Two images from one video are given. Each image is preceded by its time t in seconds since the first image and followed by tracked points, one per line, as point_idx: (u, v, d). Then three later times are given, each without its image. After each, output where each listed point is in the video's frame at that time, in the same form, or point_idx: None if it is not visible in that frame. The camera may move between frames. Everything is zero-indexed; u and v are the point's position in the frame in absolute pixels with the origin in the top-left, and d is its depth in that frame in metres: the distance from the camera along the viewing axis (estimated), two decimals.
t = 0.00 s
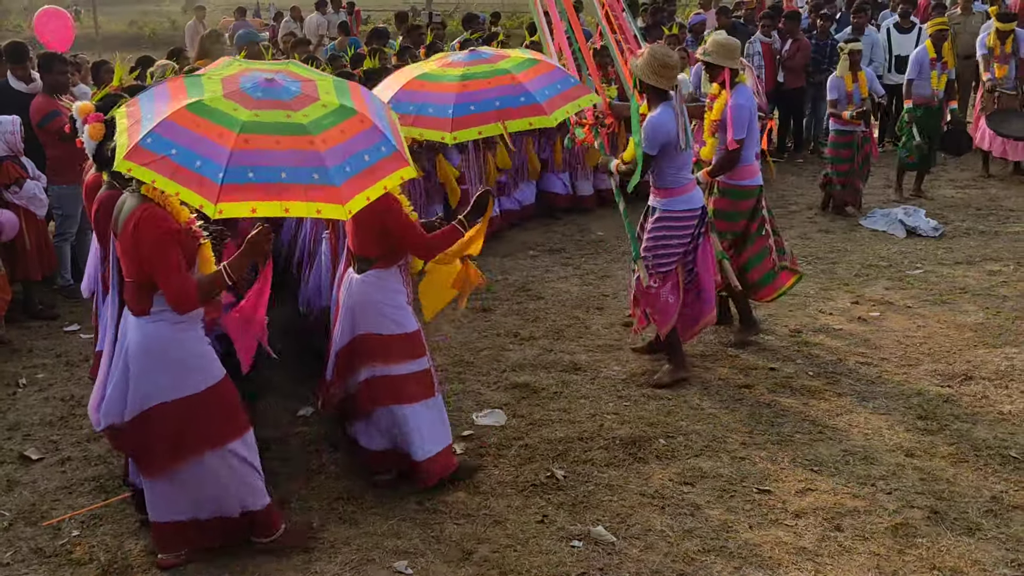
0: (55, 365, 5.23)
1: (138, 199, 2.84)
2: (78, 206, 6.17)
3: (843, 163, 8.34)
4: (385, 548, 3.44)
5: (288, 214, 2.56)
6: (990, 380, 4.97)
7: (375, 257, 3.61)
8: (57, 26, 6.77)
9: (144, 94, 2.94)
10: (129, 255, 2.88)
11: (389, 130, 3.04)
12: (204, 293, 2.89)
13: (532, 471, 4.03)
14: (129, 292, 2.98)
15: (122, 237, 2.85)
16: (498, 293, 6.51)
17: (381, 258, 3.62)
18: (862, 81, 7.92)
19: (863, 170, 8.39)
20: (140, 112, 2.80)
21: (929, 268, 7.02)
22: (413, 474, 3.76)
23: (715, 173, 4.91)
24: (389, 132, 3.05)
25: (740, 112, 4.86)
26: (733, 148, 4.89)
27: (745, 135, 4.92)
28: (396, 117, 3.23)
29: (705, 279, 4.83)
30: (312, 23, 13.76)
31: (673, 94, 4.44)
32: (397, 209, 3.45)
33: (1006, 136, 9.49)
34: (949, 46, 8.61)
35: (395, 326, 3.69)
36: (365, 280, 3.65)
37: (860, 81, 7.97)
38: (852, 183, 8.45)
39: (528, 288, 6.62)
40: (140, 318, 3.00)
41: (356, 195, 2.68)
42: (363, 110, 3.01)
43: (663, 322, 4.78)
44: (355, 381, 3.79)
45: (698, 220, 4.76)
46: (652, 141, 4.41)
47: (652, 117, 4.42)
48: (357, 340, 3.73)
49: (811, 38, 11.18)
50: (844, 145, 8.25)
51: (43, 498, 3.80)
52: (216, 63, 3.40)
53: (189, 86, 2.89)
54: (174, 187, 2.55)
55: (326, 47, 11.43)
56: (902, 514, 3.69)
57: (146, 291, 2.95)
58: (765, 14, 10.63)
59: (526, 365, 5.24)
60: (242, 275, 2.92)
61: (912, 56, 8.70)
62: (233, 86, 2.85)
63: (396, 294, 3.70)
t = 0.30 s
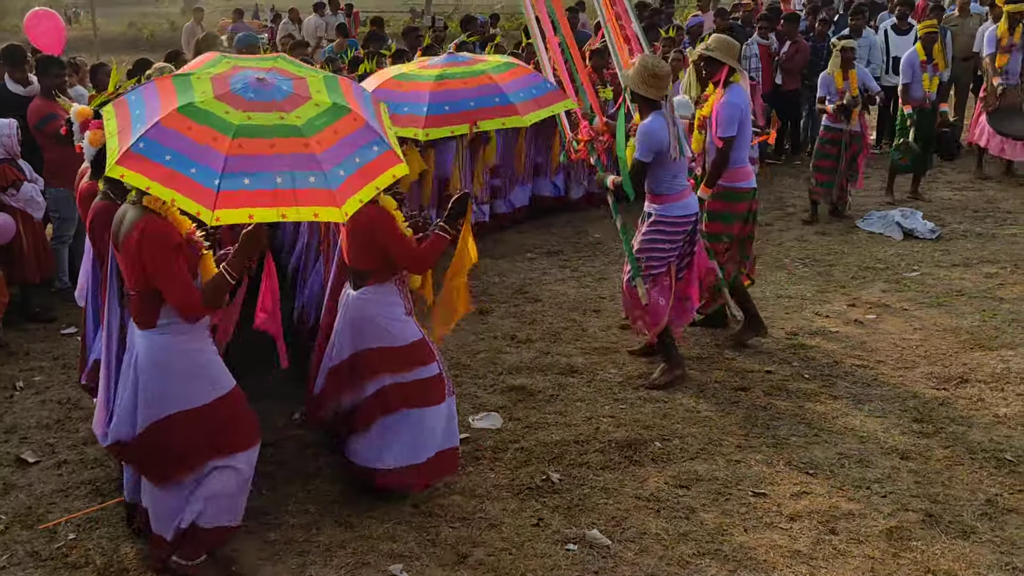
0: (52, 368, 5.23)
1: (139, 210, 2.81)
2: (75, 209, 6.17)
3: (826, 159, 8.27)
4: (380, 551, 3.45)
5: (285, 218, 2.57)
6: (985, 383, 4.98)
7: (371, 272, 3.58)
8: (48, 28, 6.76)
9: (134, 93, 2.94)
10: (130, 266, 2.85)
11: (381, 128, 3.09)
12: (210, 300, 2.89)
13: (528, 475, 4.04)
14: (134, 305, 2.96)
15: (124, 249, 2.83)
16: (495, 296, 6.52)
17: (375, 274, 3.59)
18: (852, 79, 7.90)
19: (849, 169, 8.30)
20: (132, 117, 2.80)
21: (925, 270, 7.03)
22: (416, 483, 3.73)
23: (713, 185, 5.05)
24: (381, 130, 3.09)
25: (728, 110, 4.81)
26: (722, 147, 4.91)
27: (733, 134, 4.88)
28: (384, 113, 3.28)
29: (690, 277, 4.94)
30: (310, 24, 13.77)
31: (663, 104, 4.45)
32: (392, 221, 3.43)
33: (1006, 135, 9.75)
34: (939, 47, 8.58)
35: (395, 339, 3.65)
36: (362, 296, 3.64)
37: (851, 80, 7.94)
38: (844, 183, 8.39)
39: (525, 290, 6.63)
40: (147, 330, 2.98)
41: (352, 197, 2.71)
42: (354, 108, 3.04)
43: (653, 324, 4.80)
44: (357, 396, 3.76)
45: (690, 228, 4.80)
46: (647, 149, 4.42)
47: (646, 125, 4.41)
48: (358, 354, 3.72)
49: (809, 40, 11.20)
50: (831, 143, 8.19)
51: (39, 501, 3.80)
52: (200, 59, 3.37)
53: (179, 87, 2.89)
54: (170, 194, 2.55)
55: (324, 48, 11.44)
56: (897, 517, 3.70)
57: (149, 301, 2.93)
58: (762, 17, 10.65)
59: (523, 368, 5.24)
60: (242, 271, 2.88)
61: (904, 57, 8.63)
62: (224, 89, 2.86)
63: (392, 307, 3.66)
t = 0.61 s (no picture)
0: (50, 371, 5.24)
1: (153, 211, 2.82)
2: (74, 212, 6.18)
3: (811, 167, 8.26)
4: (378, 555, 3.45)
5: (340, 191, 2.60)
6: (982, 387, 4.99)
7: (388, 271, 3.57)
8: (51, 32, 6.77)
9: (159, 97, 2.92)
10: (146, 267, 2.85)
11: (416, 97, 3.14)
12: (236, 295, 2.88)
13: (525, 478, 4.04)
14: (145, 306, 2.94)
15: (138, 252, 2.83)
16: (494, 299, 6.53)
17: (392, 273, 3.58)
18: (835, 89, 7.83)
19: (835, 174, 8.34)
20: (161, 116, 2.77)
21: (922, 274, 7.05)
22: (409, 497, 3.68)
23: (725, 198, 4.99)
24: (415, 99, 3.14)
25: (728, 116, 4.86)
26: (726, 151, 4.91)
27: (735, 139, 4.91)
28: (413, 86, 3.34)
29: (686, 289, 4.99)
30: (309, 27, 13.81)
31: (660, 101, 4.49)
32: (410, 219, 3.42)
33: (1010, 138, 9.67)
34: (924, 51, 8.51)
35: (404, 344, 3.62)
36: (376, 295, 3.61)
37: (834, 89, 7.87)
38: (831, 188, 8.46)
39: (523, 293, 6.64)
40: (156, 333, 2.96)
41: (402, 165, 2.76)
42: (386, 81, 3.09)
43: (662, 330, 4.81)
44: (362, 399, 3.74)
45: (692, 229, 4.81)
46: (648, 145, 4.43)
47: (644, 122, 4.44)
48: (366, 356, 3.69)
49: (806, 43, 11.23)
50: (814, 149, 8.19)
51: (38, 504, 3.81)
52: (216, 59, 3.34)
53: (206, 79, 2.88)
54: (219, 179, 2.53)
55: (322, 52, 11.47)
56: (893, 521, 3.71)
57: (163, 305, 2.92)
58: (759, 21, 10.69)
59: (520, 371, 5.25)
60: (274, 270, 2.95)
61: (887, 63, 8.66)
62: (256, 74, 2.86)
63: (406, 308, 3.64)
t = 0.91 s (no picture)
0: (50, 374, 5.24)
1: (159, 233, 2.78)
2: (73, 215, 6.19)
3: (801, 171, 8.23)
4: (378, 558, 3.46)
5: (332, 247, 2.59)
6: (981, 390, 5.00)
7: (390, 289, 3.54)
8: (58, 33, 6.77)
9: (151, 135, 2.86)
10: (149, 294, 2.82)
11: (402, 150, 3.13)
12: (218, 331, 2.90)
13: (525, 481, 4.05)
14: (149, 332, 2.92)
15: (141, 276, 2.79)
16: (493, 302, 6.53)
17: (396, 291, 3.55)
18: (824, 89, 7.95)
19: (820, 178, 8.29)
20: (151, 157, 2.75)
21: (921, 277, 7.06)
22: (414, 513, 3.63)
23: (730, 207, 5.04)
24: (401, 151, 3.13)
25: (731, 126, 4.89)
26: (730, 162, 4.93)
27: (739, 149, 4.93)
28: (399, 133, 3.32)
29: (688, 300, 4.98)
30: (307, 30, 13.85)
31: (656, 119, 4.51)
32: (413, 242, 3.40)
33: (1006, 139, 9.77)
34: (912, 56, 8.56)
35: (416, 359, 3.59)
36: (381, 314, 3.56)
37: (821, 89, 7.99)
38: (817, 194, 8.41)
39: (522, 296, 6.65)
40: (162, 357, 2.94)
41: (389, 222, 2.76)
42: (372, 132, 3.08)
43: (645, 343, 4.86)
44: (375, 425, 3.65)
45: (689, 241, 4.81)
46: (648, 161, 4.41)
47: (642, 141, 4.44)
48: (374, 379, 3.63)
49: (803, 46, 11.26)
50: (801, 152, 8.18)
51: (38, 507, 3.81)
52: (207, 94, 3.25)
53: (200, 122, 2.83)
54: (214, 228, 2.50)
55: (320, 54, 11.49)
56: (892, 523, 3.72)
57: (163, 333, 2.90)
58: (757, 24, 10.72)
59: (520, 374, 5.26)
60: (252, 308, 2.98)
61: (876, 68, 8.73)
62: (247, 118, 2.83)
63: (415, 325, 3.60)
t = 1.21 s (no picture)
0: (50, 376, 5.23)
1: (158, 225, 2.79)
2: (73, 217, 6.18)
3: (797, 182, 8.20)
4: (379, 558, 3.46)
5: (367, 197, 2.67)
6: (981, 391, 5.01)
7: (399, 279, 3.52)
8: (66, 35, 6.76)
9: (158, 125, 2.86)
10: (153, 285, 2.84)
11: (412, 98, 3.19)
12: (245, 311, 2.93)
13: (526, 482, 4.05)
14: (155, 323, 2.95)
15: (144, 267, 2.81)
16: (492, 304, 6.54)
17: (404, 281, 3.53)
18: (822, 99, 7.90)
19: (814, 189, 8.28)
20: (164, 145, 2.75)
21: (920, 279, 7.07)
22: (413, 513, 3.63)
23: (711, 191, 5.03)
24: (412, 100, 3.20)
25: (736, 122, 4.86)
26: (729, 158, 4.93)
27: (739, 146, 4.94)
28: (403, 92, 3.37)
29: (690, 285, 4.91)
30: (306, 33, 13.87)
31: (657, 109, 4.51)
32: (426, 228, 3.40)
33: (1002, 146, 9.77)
34: (909, 59, 8.60)
35: (416, 352, 3.59)
36: (385, 304, 3.55)
37: (819, 100, 7.95)
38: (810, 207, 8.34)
39: (522, 298, 6.65)
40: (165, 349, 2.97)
41: (416, 163, 2.84)
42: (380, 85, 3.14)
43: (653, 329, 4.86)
44: (370, 417, 3.65)
45: (683, 229, 4.81)
46: (636, 150, 4.48)
47: (637, 129, 4.49)
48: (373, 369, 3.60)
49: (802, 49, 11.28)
50: (798, 162, 8.16)
51: (39, 508, 3.80)
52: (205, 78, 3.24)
53: (206, 103, 2.85)
54: (244, 199, 2.56)
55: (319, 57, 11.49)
56: (893, 524, 3.72)
57: (174, 321, 2.93)
58: (756, 27, 10.74)
59: (520, 376, 5.26)
60: (284, 285, 2.96)
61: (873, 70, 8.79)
62: (255, 90, 2.86)
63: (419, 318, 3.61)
